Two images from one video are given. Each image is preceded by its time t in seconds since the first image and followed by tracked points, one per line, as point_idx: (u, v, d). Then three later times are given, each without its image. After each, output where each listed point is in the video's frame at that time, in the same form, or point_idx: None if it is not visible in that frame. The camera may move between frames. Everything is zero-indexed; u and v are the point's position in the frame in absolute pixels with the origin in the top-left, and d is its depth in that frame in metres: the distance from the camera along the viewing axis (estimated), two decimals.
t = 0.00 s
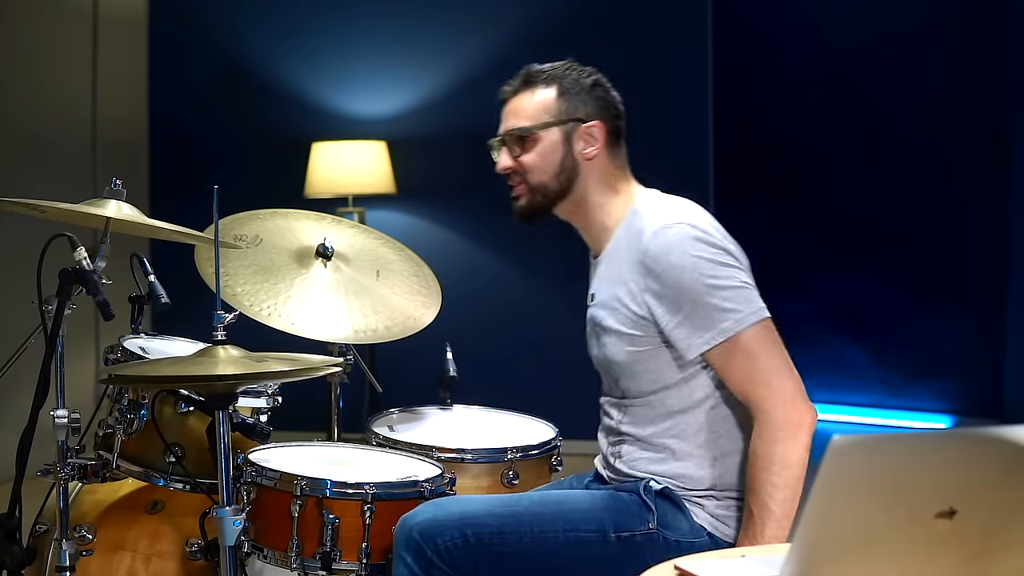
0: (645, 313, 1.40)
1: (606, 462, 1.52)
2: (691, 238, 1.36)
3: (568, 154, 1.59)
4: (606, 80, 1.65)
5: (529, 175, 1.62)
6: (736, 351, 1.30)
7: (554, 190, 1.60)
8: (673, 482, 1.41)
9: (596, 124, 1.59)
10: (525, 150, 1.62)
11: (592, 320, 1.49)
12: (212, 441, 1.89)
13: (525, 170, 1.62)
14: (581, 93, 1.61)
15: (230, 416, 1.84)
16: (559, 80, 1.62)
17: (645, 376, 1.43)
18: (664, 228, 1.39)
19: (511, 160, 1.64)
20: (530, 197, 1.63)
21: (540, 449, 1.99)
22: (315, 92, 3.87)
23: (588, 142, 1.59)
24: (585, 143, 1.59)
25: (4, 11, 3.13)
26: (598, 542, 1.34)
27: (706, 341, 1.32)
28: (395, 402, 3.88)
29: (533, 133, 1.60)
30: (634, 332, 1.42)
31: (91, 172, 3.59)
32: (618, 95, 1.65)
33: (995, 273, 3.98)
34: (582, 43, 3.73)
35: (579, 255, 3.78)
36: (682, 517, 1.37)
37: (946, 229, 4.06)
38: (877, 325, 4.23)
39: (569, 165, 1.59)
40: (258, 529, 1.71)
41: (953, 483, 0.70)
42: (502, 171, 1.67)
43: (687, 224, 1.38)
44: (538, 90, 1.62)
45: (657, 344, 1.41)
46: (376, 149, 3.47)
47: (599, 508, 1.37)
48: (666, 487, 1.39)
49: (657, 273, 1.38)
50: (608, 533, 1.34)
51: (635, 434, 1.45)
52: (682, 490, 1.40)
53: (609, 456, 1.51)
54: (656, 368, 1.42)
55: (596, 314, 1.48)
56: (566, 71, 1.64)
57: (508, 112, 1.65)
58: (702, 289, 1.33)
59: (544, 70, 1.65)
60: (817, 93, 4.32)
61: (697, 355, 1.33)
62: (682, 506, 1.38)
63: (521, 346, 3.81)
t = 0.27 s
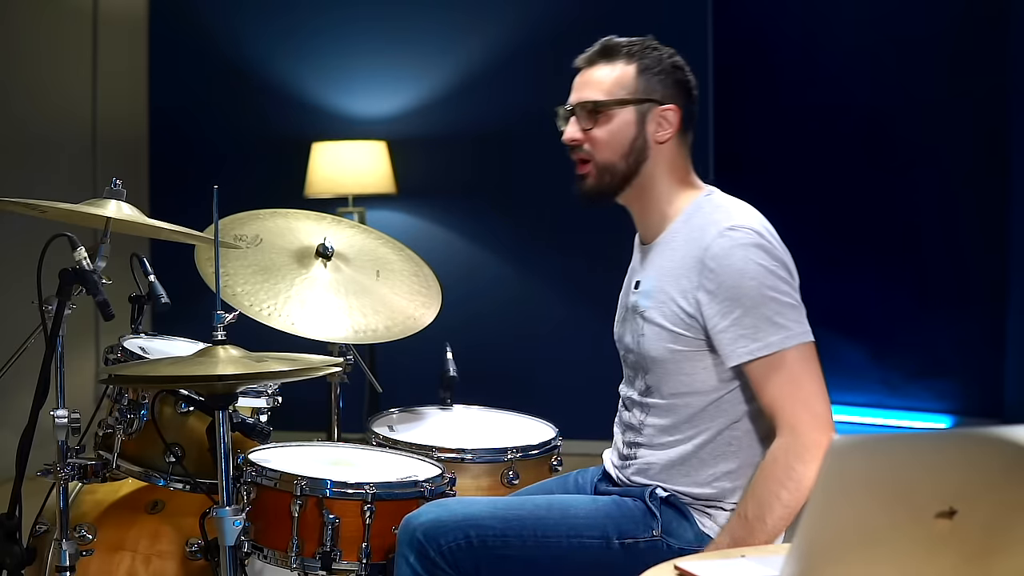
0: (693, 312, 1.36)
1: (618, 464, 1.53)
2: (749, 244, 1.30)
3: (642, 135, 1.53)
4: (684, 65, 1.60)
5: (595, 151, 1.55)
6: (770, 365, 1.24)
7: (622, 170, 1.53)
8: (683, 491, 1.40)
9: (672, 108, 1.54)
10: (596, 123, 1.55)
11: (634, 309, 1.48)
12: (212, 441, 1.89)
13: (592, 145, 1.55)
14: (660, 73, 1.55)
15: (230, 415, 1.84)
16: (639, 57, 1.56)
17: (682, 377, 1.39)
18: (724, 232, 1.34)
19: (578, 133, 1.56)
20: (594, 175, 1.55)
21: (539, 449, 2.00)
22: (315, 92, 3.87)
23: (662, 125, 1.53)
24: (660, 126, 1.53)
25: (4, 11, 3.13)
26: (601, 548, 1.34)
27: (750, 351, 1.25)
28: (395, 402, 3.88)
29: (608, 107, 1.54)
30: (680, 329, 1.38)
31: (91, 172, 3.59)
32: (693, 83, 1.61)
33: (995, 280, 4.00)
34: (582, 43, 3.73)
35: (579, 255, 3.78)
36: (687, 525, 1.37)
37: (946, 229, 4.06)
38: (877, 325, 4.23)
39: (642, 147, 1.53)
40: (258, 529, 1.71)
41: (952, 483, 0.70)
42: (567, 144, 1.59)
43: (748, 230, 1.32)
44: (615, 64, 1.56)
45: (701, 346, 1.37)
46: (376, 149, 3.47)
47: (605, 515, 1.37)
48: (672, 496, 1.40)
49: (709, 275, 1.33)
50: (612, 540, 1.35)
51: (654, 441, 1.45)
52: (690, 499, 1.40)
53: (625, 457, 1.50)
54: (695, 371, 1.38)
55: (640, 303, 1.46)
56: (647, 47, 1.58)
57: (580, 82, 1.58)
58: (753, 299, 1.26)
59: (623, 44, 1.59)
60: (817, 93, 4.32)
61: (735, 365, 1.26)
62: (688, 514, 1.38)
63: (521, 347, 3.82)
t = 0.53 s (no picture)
0: (729, 314, 1.40)
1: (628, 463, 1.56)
2: (794, 253, 1.34)
3: (693, 124, 1.55)
4: (738, 60, 1.63)
5: (644, 132, 1.57)
6: (801, 373, 1.28)
7: (668, 155, 1.56)
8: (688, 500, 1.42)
9: (724, 101, 1.57)
10: (649, 105, 1.57)
11: (665, 304, 1.53)
12: (212, 441, 1.89)
13: (641, 126, 1.57)
14: (715, 66, 1.58)
15: (230, 415, 1.84)
16: (697, 45, 1.59)
17: (709, 378, 1.43)
18: (770, 238, 1.38)
19: (628, 112, 1.58)
20: (640, 155, 1.58)
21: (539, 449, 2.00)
22: (315, 92, 3.87)
23: (713, 117, 1.56)
24: (710, 118, 1.56)
25: (4, 11, 3.13)
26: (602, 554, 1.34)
27: (781, 360, 1.29)
28: (395, 402, 3.88)
29: (664, 91, 1.56)
30: (714, 329, 1.42)
31: (91, 172, 3.59)
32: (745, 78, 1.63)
33: (995, 280, 3.98)
34: (582, 43, 3.73)
35: (579, 255, 3.78)
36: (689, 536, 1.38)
37: (946, 229, 4.06)
38: (877, 325, 4.23)
39: (690, 135, 1.55)
40: (258, 529, 1.71)
41: (953, 484, 0.70)
42: (614, 122, 1.61)
43: (794, 239, 1.36)
44: (674, 50, 1.59)
45: (732, 349, 1.41)
46: (376, 149, 3.47)
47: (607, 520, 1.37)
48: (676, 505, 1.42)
49: (749, 280, 1.37)
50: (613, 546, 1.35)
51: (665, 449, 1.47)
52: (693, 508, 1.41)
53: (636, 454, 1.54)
54: (723, 374, 1.42)
55: (674, 300, 1.51)
56: (703, 38, 1.61)
57: (633, 62, 1.60)
58: (793, 308, 1.30)
59: (683, 30, 1.61)
60: (816, 93, 4.32)
61: (765, 372, 1.30)
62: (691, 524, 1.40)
63: (521, 347, 3.82)
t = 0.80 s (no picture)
0: (738, 313, 1.41)
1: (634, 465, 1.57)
2: (808, 255, 1.35)
3: (720, 130, 1.54)
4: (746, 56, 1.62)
5: (674, 144, 1.54)
6: (797, 372, 1.28)
7: (700, 165, 1.54)
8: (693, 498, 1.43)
9: (745, 102, 1.56)
10: (677, 116, 1.53)
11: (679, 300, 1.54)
12: (212, 441, 1.89)
13: (671, 138, 1.54)
14: (732, 67, 1.57)
15: (230, 415, 1.84)
16: (711, 48, 1.57)
17: (716, 374, 1.44)
18: (786, 239, 1.38)
19: (656, 126, 1.55)
20: (672, 168, 1.55)
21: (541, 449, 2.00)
22: (315, 92, 3.87)
23: (737, 120, 1.55)
24: (734, 120, 1.55)
25: (4, 11, 3.13)
26: (603, 555, 1.34)
27: (782, 360, 1.29)
28: (395, 402, 3.88)
29: (689, 100, 1.53)
30: (725, 327, 1.43)
31: (91, 172, 3.59)
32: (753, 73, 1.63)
33: (995, 280, 4.00)
34: (582, 42, 3.73)
35: (579, 255, 3.78)
36: (692, 535, 1.38)
37: (947, 229, 4.06)
38: (877, 325, 4.23)
39: (719, 141, 1.54)
40: (258, 529, 1.70)
41: (953, 484, 0.70)
42: (640, 137, 1.58)
43: (811, 242, 1.37)
44: (691, 55, 1.56)
45: (741, 348, 1.42)
46: (376, 150, 3.47)
47: (609, 521, 1.37)
48: (679, 504, 1.41)
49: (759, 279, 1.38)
50: (615, 546, 1.34)
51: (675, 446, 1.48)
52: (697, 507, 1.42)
53: (643, 454, 1.55)
54: (730, 372, 1.43)
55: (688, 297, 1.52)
56: (716, 43, 1.59)
57: (651, 73, 1.57)
58: (798, 309, 1.31)
59: (694, 34, 1.58)
60: (817, 93, 4.32)
61: (766, 370, 1.30)
62: (693, 525, 1.39)
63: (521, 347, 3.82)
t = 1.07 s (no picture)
0: (743, 302, 1.42)
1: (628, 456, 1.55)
2: (809, 245, 1.36)
3: (720, 124, 1.55)
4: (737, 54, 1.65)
5: (678, 137, 1.54)
6: (809, 360, 1.29)
7: (701, 158, 1.55)
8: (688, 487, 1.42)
9: (741, 99, 1.58)
10: (681, 110, 1.54)
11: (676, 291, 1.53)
12: (212, 441, 1.89)
13: (675, 130, 1.54)
14: (730, 65, 1.58)
15: (229, 416, 1.84)
16: (711, 44, 1.58)
17: (719, 364, 1.44)
18: (787, 230, 1.39)
19: (661, 118, 1.55)
20: (675, 161, 1.55)
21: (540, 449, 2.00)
22: (315, 92, 3.87)
23: (734, 115, 1.57)
24: (731, 116, 1.57)
25: (4, 11, 3.13)
26: (600, 546, 1.35)
27: (793, 348, 1.31)
28: (395, 402, 3.88)
29: (693, 95, 1.54)
30: (728, 316, 1.43)
31: (91, 172, 3.59)
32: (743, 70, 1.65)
33: (995, 280, 4.00)
34: (582, 42, 3.73)
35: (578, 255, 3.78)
36: (686, 524, 1.38)
37: (947, 229, 4.06)
38: (877, 325, 4.23)
39: (719, 135, 1.55)
40: (258, 529, 1.70)
41: (953, 484, 0.70)
42: (643, 128, 1.57)
43: (810, 232, 1.38)
44: (694, 50, 1.56)
45: (745, 337, 1.42)
46: (376, 149, 3.47)
47: (603, 513, 1.38)
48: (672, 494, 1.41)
49: (763, 269, 1.39)
50: (610, 538, 1.36)
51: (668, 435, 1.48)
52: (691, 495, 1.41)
53: (637, 444, 1.54)
54: (734, 362, 1.43)
55: (686, 286, 1.51)
56: (716, 41, 1.59)
57: (654, 67, 1.56)
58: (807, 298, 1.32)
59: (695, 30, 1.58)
60: (817, 93, 4.32)
61: (776, 358, 1.32)
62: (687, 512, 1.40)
63: (521, 347, 3.82)
